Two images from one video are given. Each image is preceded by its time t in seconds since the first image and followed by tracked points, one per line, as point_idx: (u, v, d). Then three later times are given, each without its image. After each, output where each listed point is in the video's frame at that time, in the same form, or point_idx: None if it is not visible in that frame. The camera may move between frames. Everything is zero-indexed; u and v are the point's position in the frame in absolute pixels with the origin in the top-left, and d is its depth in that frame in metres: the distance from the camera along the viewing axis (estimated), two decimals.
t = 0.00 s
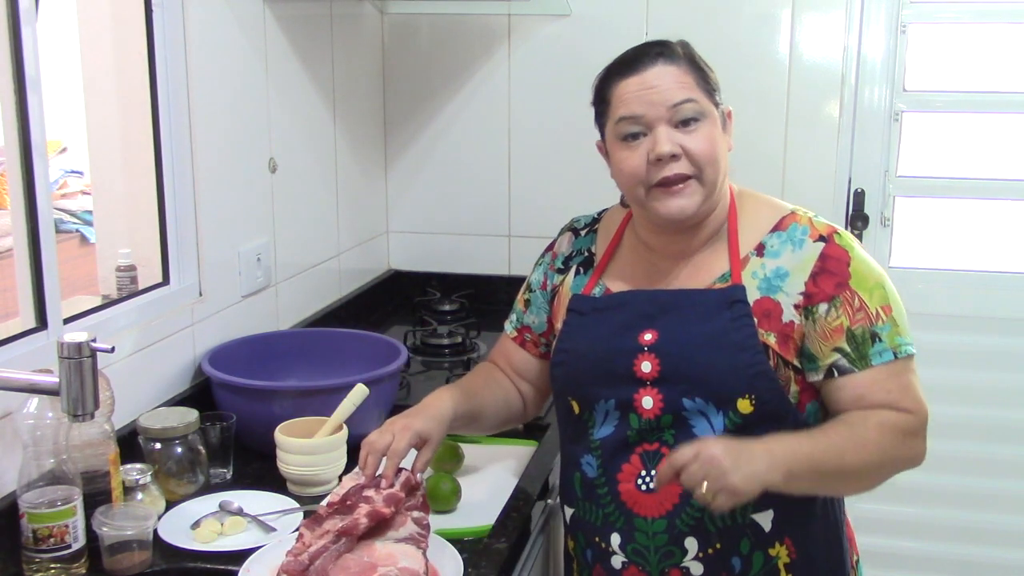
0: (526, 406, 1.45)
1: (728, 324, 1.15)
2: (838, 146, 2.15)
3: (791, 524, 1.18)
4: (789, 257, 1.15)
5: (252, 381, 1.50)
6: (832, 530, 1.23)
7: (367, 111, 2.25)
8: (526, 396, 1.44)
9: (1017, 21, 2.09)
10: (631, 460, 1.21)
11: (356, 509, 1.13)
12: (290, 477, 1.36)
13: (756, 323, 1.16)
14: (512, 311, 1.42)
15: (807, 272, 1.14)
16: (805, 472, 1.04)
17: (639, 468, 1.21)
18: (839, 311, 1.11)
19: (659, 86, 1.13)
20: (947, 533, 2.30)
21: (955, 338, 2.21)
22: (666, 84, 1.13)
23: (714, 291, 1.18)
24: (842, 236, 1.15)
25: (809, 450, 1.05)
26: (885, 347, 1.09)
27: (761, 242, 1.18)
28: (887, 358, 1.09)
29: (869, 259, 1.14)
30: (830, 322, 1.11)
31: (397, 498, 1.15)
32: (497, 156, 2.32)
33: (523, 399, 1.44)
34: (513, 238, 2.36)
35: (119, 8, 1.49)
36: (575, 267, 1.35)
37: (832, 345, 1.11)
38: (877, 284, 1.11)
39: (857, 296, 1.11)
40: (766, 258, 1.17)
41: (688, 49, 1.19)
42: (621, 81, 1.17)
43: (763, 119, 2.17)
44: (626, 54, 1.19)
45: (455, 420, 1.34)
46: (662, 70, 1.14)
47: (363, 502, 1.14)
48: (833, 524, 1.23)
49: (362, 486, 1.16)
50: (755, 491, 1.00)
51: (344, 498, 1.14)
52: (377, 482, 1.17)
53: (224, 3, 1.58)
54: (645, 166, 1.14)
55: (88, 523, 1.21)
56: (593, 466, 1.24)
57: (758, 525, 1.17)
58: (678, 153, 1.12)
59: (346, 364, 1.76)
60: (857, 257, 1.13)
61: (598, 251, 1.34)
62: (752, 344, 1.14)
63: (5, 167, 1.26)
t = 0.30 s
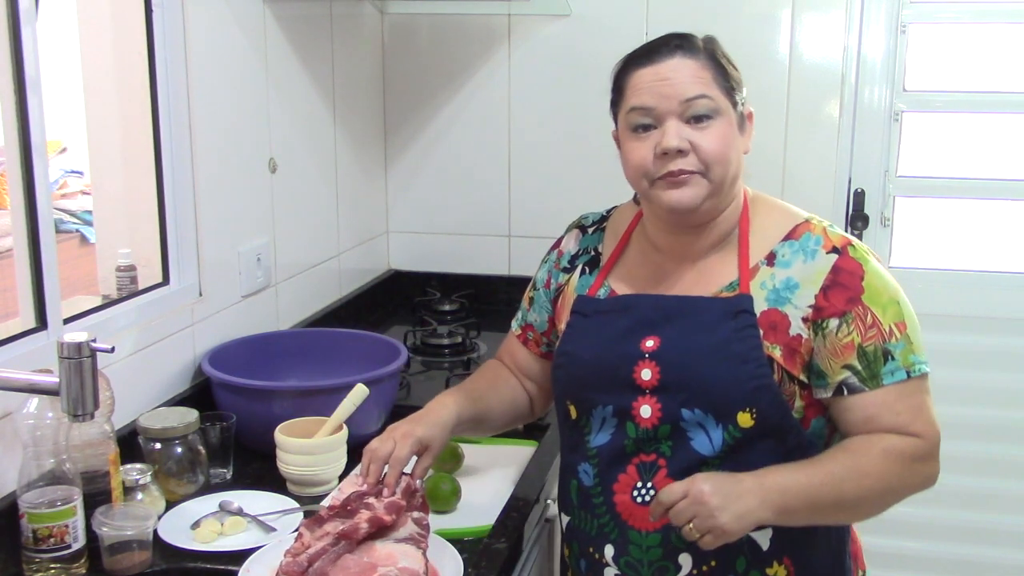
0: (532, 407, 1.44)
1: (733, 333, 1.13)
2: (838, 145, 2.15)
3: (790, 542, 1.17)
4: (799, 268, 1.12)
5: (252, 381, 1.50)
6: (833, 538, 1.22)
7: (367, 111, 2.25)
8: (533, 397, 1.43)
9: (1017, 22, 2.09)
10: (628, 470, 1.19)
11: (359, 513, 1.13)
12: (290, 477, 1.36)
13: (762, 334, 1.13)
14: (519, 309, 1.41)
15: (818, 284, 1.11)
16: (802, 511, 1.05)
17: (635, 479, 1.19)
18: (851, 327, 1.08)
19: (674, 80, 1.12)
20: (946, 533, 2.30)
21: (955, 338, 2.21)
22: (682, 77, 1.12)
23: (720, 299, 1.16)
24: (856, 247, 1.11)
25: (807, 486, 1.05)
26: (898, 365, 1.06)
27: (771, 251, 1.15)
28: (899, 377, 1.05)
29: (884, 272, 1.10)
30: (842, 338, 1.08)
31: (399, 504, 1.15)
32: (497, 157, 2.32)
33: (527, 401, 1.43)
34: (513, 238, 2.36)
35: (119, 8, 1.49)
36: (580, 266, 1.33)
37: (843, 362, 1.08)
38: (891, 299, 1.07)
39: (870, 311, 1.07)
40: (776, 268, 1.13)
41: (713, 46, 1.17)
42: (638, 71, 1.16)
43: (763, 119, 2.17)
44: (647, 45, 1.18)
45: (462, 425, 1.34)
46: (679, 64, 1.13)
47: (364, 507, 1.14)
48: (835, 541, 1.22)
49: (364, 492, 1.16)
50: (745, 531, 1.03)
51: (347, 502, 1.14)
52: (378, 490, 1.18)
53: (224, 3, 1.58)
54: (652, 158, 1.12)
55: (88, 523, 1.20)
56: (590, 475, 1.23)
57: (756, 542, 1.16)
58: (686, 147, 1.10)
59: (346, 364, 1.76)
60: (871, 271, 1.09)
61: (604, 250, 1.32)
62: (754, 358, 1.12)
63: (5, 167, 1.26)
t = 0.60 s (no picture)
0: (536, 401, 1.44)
1: (724, 345, 1.11)
2: (838, 146, 2.14)
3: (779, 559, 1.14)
4: (799, 281, 1.09)
5: (252, 381, 1.50)
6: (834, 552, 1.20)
7: (366, 111, 2.24)
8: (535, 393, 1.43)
9: (1017, 22, 2.09)
10: (616, 480, 1.19)
11: (359, 514, 1.13)
12: (290, 477, 1.36)
13: (755, 348, 1.11)
14: (526, 306, 1.40)
15: (818, 299, 1.08)
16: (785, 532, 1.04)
17: (623, 489, 1.19)
18: (848, 346, 1.05)
19: (688, 76, 1.10)
20: (945, 533, 2.31)
21: (955, 338, 2.21)
22: (695, 75, 1.10)
23: (717, 308, 1.13)
24: (861, 261, 1.08)
25: (794, 509, 1.03)
26: (895, 388, 1.03)
27: (773, 261, 1.13)
28: (897, 400, 1.03)
29: (891, 288, 1.07)
30: (838, 356, 1.05)
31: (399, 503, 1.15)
32: (496, 157, 2.32)
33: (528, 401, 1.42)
34: (512, 238, 2.36)
35: (119, 8, 1.48)
36: (585, 266, 1.32)
37: (839, 381, 1.05)
38: (892, 318, 1.04)
39: (869, 330, 1.04)
40: (776, 280, 1.11)
41: (745, 47, 1.13)
42: (659, 61, 1.14)
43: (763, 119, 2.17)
44: (677, 35, 1.16)
45: (461, 423, 1.34)
46: (698, 59, 1.11)
47: (364, 507, 1.14)
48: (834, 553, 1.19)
49: (364, 491, 1.16)
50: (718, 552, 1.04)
51: (347, 502, 1.13)
52: (379, 490, 1.18)
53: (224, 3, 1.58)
54: (650, 151, 1.11)
55: (88, 523, 1.20)
56: (580, 481, 1.23)
57: (744, 559, 1.14)
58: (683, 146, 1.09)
59: (345, 365, 1.76)
60: (875, 287, 1.06)
61: (608, 250, 1.31)
62: (745, 371, 1.10)
63: (5, 166, 1.26)
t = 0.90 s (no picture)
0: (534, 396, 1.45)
1: (730, 353, 1.11)
2: (838, 146, 2.14)
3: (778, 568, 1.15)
4: (813, 293, 1.10)
5: (252, 381, 1.50)
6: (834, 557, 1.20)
7: (366, 112, 2.24)
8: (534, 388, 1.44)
9: (1017, 22, 2.10)
10: (612, 481, 1.19)
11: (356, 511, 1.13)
12: (290, 477, 1.36)
13: (762, 359, 1.11)
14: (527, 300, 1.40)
15: (834, 313, 1.08)
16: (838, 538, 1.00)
17: (619, 491, 1.18)
18: (865, 361, 1.05)
19: (705, 79, 1.10)
20: (945, 533, 2.31)
21: (955, 338, 2.21)
22: (712, 79, 1.09)
23: (727, 316, 1.13)
24: (876, 275, 1.08)
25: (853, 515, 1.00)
26: (912, 404, 1.04)
27: (785, 272, 1.13)
28: (914, 415, 1.04)
29: (904, 302, 1.08)
30: (856, 371, 1.06)
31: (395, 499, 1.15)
32: (496, 158, 2.32)
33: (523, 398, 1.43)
34: (513, 238, 2.36)
35: (119, 8, 1.48)
36: (589, 263, 1.32)
37: (856, 396, 1.06)
38: (908, 333, 1.05)
39: (886, 345, 1.05)
40: (789, 292, 1.11)
41: (768, 54, 1.12)
42: (678, 61, 1.13)
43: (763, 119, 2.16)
44: (699, 35, 1.15)
45: (456, 397, 1.36)
46: (717, 63, 1.10)
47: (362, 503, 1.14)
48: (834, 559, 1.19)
49: (360, 488, 1.16)
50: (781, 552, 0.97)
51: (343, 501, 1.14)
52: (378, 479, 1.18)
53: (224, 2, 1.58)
54: (660, 154, 1.11)
55: (88, 523, 1.20)
56: (575, 481, 1.23)
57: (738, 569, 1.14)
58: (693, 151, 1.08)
59: (345, 364, 1.76)
60: (890, 302, 1.06)
61: (614, 246, 1.31)
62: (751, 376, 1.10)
63: (5, 166, 1.26)
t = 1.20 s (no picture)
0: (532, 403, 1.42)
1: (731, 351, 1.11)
2: (838, 146, 2.14)
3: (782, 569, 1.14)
4: (810, 288, 1.10)
5: (252, 381, 1.50)
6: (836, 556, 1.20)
7: (366, 111, 2.24)
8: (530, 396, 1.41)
9: (1017, 21, 2.09)
10: (614, 482, 1.19)
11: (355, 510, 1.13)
12: (290, 477, 1.36)
13: (763, 355, 1.11)
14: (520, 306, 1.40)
15: (832, 308, 1.08)
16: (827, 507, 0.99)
17: (621, 492, 1.18)
18: (862, 355, 1.05)
19: (695, 70, 1.10)
20: (945, 533, 2.31)
21: (955, 338, 2.21)
22: (703, 70, 1.10)
23: (725, 314, 1.13)
24: (873, 270, 1.08)
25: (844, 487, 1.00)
26: (910, 398, 1.03)
27: (783, 268, 1.13)
28: (911, 409, 1.03)
29: (902, 297, 1.08)
30: (853, 365, 1.06)
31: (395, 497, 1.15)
32: (496, 157, 2.32)
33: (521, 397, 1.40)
34: (513, 238, 2.36)
35: (119, 8, 1.48)
36: (585, 266, 1.31)
37: (853, 390, 1.06)
38: (906, 327, 1.05)
39: (884, 339, 1.05)
40: (786, 288, 1.11)
41: (753, 44, 1.13)
42: (666, 56, 1.14)
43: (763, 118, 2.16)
44: (684, 31, 1.16)
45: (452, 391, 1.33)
46: (706, 55, 1.11)
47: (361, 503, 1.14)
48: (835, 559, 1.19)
49: (360, 487, 1.16)
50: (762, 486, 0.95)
51: (342, 501, 1.14)
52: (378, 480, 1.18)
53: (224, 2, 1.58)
54: (656, 147, 1.11)
55: (88, 523, 1.20)
56: (576, 483, 1.23)
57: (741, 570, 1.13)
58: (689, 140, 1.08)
59: (343, 363, 1.75)
60: (887, 296, 1.06)
61: (609, 249, 1.31)
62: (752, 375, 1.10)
63: (5, 166, 1.26)
